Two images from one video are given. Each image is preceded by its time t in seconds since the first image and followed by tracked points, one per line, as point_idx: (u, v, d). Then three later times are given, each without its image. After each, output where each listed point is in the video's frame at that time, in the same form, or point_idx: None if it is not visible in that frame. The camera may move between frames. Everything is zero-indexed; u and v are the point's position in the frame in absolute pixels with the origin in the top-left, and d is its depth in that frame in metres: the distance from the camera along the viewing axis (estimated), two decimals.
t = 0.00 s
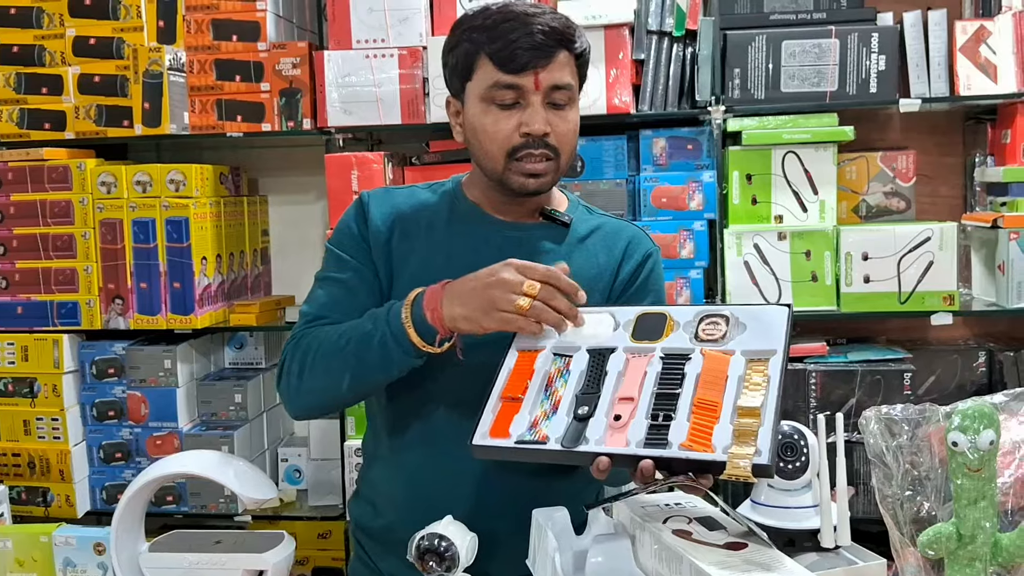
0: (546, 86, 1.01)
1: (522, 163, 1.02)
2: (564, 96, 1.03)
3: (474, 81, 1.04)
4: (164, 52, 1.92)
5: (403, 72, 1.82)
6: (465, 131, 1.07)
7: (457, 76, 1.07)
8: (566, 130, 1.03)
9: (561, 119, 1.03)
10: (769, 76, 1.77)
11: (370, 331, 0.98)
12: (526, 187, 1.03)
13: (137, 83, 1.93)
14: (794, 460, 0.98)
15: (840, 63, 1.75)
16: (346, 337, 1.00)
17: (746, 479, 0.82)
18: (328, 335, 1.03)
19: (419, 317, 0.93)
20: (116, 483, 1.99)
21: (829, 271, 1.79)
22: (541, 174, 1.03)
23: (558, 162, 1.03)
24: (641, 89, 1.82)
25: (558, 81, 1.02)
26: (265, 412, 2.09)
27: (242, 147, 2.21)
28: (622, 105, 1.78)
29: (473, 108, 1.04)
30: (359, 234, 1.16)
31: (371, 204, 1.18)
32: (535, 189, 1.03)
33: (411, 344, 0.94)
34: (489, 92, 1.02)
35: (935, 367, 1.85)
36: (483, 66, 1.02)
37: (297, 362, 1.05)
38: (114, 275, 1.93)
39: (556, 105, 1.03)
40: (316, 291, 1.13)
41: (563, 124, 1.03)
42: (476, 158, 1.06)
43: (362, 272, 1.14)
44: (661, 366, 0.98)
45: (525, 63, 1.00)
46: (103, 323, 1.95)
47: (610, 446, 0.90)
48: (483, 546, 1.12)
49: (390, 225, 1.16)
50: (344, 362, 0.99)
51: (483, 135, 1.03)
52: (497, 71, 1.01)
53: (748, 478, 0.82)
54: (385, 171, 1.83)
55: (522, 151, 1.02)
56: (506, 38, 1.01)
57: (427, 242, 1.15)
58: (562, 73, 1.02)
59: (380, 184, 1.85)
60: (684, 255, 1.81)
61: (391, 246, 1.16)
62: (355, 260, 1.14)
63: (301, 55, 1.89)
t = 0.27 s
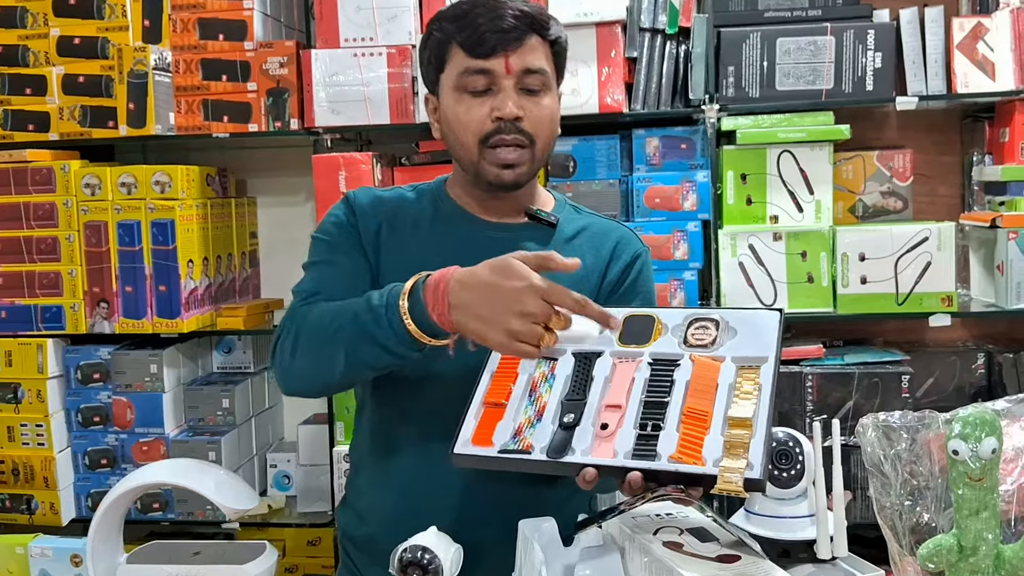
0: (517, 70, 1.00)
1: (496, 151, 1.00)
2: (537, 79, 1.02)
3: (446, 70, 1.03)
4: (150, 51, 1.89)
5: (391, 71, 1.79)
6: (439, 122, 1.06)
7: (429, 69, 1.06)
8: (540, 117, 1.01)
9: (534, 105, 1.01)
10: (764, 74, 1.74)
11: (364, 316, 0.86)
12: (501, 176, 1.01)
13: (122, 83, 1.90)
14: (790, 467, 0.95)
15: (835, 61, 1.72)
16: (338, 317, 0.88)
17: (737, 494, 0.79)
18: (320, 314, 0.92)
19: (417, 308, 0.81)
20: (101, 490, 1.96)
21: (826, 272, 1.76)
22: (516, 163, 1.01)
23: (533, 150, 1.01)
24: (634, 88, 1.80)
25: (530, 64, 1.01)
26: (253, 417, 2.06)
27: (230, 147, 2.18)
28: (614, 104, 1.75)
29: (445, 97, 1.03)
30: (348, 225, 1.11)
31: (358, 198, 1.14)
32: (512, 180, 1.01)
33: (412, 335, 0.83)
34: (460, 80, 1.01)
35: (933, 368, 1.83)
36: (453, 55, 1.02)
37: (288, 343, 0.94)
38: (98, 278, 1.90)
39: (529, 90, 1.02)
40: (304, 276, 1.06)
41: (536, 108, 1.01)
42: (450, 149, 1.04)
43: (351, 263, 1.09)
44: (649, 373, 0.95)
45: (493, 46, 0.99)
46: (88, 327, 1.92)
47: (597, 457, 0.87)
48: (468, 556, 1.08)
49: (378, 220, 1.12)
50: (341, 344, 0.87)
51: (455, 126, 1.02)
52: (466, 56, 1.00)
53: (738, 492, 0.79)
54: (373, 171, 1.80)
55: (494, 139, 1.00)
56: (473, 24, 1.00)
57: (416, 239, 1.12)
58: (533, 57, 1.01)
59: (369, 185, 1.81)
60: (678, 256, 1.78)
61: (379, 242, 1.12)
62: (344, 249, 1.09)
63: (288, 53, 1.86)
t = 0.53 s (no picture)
0: (492, 53, 1.01)
1: (466, 133, 1.00)
2: (515, 65, 1.03)
3: (425, 58, 1.06)
4: (126, 49, 1.84)
5: (374, 68, 1.74)
6: (417, 111, 1.07)
7: (411, 60, 1.09)
8: (515, 104, 1.02)
9: (509, 91, 1.02)
10: (758, 70, 1.69)
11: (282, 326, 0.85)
12: (473, 159, 1.00)
13: (97, 81, 1.85)
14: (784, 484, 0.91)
15: (831, 57, 1.67)
16: (264, 329, 0.87)
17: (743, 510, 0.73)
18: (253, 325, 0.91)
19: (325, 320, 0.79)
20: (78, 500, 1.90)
21: (822, 274, 1.71)
22: (488, 148, 1.00)
23: (506, 135, 1.01)
24: (624, 85, 1.75)
25: (506, 49, 1.02)
26: (235, 423, 2.01)
27: (211, 147, 2.13)
28: (604, 102, 1.70)
29: (423, 85, 1.05)
30: (314, 231, 1.07)
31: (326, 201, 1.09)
32: (483, 164, 1.00)
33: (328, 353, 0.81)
34: (436, 65, 1.04)
35: (932, 372, 1.79)
36: (431, 41, 1.04)
37: (225, 353, 0.94)
38: (74, 282, 1.85)
39: (505, 76, 1.03)
40: (265, 284, 1.02)
41: (512, 95, 1.02)
42: (427, 138, 1.05)
43: (314, 271, 1.04)
44: (646, 381, 0.89)
45: (469, 30, 1.01)
46: (63, 333, 1.86)
47: (593, 472, 0.81)
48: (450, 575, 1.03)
49: (351, 224, 1.07)
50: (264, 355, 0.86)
51: (430, 111, 1.03)
52: (441, 42, 1.03)
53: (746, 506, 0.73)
54: (356, 171, 1.74)
55: (466, 121, 1.00)
56: (449, 9, 1.03)
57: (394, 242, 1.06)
58: (509, 42, 1.02)
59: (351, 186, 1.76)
60: (669, 258, 1.73)
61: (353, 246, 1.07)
62: (306, 255, 1.05)
63: (267, 50, 1.81)
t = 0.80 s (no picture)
0: (455, 45, 0.96)
1: (433, 131, 0.95)
2: (481, 56, 0.98)
3: (387, 53, 1.00)
4: (98, 44, 1.78)
5: (355, 64, 1.68)
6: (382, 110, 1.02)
7: (376, 53, 1.03)
8: (483, 97, 0.96)
9: (475, 84, 0.97)
10: (753, 66, 1.63)
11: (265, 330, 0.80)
12: (440, 156, 0.95)
13: (70, 78, 1.79)
14: (781, 506, 0.92)
15: (828, 52, 1.62)
16: (243, 331, 0.82)
17: (705, 537, 0.69)
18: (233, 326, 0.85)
19: (311, 328, 0.76)
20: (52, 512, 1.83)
21: (819, 277, 1.65)
22: (457, 144, 0.95)
23: (475, 131, 0.96)
24: (615, 81, 1.69)
25: (471, 40, 0.97)
26: (215, 431, 1.95)
27: (191, 146, 2.07)
28: (594, 99, 1.64)
29: (386, 82, 1.00)
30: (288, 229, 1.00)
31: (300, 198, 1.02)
32: (451, 162, 0.96)
33: (305, 362, 0.77)
34: (398, 59, 0.98)
35: (934, 379, 1.73)
36: (393, 36, 0.99)
37: (197, 354, 0.88)
38: (46, 286, 1.78)
39: (471, 67, 0.98)
40: (239, 284, 0.95)
41: (477, 87, 0.96)
42: (392, 136, 0.99)
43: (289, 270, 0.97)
44: (611, 394, 0.84)
45: (433, 21, 0.96)
46: (36, 339, 1.80)
47: (548, 493, 0.76)
48: None
49: (322, 225, 1.01)
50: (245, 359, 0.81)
51: (393, 108, 0.98)
52: (402, 34, 0.97)
53: (706, 532, 0.69)
54: (337, 171, 1.68)
55: (431, 116, 0.95)
56: None
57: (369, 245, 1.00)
58: (475, 33, 0.97)
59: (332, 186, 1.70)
60: (662, 261, 1.67)
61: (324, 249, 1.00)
62: (280, 254, 0.98)
63: (246, 46, 1.75)
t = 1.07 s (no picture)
0: (435, 39, 0.91)
1: (414, 131, 0.89)
2: (464, 50, 0.92)
3: (364, 49, 0.94)
4: (76, 40, 1.71)
5: (339, 59, 1.63)
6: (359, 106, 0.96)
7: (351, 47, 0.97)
8: (467, 95, 0.91)
9: (458, 82, 0.91)
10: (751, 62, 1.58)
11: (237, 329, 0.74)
12: (424, 158, 0.89)
13: (46, 74, 1.73)
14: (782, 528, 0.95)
15: (829, 47, 1.56)
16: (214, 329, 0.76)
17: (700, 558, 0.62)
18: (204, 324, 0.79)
19: (286, 327, 0.70)
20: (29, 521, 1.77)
21: (819, 280, 1.60)
22: (440, 145, 0.89)
23: (459, 131, 0.90)
24: (608, 77, 1.63)
25: (453, 34, 0.92)
26: (198, 438, 1.89)
27: (174, 145, 2.02)
28: (586, 95, 1.58)
29: (363, 78, 0.94)
30: (263, 229, 0.94)
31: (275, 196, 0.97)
32: (436, 163, 0.90)
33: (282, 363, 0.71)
34: (376, 54, 0.92)
35: (937, 384, 1.68)
36: (368, 30, 0.93)
37: (166, 353, 0.82)
38: (22, 289, 1.73)
39: (454, 62, 0.92)
40: (211, 284, 0.89)
41: (461, 85, 0.91)
42: (371, 136, 0.94)
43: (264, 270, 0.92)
44: (595, 404, 0.79)
45: (412, 14, 0.91)
46: (11, 343, 1.74)
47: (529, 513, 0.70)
48: None
49: (297, 226, 0.95)
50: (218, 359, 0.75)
51: (371, 105, 0.92)
52: (379, 28, 0.92)
53: (700, 553, 0.62)
54: (322, 170, 1.63)
55: (413, 116, 0.90)
56: None
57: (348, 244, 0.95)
58: (456, 27, 0.92)
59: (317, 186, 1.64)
60: (657, 263, 1.62)
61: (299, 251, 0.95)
62: (255, 254, 0.92)
63: (228, 41, 1.70)
